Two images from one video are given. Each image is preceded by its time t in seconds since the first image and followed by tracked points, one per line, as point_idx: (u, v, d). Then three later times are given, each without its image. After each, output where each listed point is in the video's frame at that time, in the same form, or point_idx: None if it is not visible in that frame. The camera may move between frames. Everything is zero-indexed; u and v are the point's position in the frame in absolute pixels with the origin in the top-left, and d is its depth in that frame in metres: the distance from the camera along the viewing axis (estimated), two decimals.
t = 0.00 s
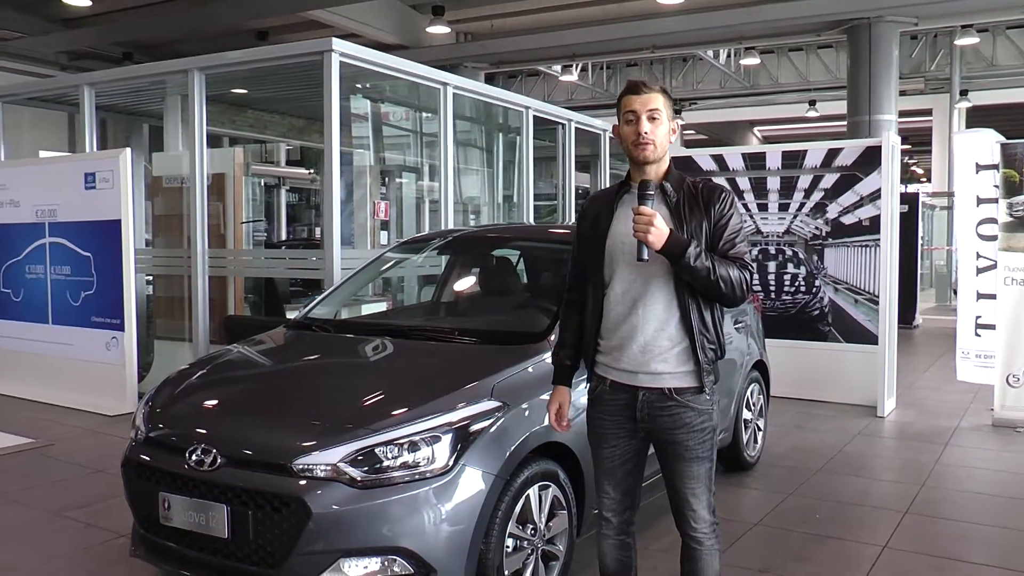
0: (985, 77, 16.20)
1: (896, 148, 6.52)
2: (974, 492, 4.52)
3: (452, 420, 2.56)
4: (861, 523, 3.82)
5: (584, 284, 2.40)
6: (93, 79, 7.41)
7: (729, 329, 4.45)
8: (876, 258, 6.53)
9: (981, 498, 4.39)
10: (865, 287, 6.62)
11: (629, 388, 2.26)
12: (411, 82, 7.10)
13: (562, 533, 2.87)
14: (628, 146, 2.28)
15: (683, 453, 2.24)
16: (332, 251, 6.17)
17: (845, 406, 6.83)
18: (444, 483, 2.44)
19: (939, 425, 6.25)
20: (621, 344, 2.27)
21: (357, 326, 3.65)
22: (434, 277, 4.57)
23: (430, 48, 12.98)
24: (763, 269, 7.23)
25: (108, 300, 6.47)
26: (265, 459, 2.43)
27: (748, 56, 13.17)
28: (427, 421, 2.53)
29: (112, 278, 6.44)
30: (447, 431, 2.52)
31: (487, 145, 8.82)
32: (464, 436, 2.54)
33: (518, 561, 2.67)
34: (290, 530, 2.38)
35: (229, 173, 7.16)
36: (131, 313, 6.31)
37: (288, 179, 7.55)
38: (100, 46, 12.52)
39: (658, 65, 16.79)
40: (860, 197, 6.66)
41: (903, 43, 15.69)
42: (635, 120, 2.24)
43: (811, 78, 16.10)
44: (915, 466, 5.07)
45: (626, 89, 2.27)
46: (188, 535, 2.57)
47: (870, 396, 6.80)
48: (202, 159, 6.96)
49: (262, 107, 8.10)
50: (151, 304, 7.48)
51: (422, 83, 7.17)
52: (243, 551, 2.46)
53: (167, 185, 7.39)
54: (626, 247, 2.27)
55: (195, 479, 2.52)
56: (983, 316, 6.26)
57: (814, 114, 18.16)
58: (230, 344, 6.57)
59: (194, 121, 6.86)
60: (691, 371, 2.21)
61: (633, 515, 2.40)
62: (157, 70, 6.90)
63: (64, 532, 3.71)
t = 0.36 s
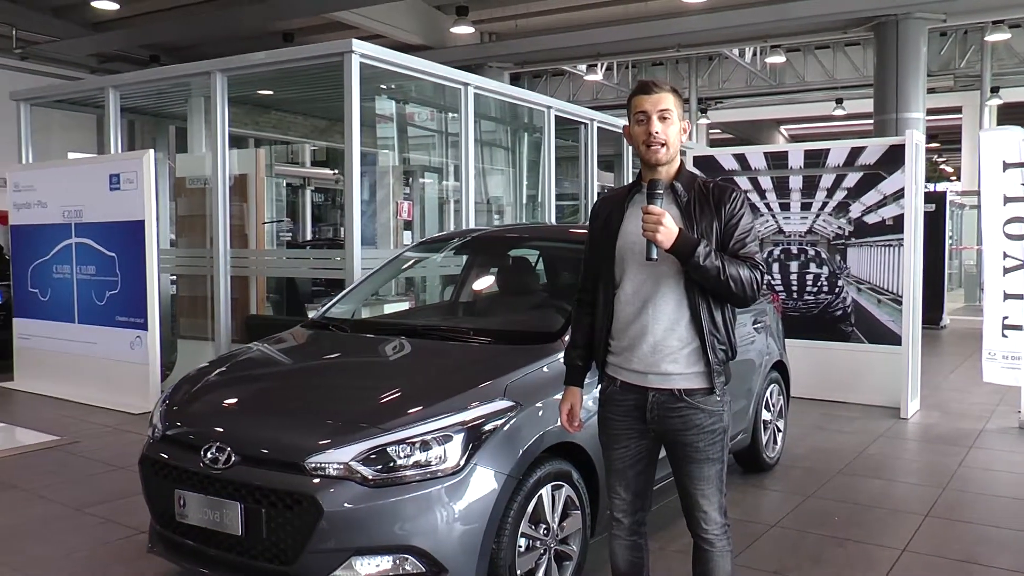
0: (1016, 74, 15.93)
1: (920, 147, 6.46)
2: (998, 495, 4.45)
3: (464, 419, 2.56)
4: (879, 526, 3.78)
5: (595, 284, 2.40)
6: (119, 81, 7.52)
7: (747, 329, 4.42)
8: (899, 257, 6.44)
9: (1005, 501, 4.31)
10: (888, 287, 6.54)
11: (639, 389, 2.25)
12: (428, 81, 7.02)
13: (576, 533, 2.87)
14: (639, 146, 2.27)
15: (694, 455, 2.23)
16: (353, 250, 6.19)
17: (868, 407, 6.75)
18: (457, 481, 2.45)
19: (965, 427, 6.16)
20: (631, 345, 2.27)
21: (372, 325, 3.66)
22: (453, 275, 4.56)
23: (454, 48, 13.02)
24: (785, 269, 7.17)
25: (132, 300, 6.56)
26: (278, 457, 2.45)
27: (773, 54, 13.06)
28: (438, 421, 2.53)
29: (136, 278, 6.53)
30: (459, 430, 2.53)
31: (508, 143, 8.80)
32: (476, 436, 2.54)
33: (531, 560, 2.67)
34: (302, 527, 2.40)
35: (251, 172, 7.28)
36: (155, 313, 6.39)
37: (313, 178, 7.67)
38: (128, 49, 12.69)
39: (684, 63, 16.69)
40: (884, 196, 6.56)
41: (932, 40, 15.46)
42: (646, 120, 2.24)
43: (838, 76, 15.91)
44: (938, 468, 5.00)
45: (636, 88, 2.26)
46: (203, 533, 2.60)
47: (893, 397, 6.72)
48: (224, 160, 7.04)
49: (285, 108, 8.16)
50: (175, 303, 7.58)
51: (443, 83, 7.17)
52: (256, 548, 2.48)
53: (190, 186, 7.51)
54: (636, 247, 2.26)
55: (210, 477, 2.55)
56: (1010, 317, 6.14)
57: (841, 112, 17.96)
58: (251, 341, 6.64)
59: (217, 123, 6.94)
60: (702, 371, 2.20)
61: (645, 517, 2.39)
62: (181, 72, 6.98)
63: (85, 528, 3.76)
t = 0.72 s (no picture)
0: None
1: (939, 144, 6.40)
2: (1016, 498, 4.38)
3: (470, 418, 2.57)
4: (893, 528, 3.74)
5: (601, 284, 2.40)
6: (139, 83, 7.61)
7: (759, 330, 4.39)
8: (917, 257, 6.37)
9: None
10: (905, 287, 6.47)
11: (644, 389, 2.25)
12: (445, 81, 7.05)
13: (584, 532, 2.86)
14: (645, 146, 2.27)
15: (699, 455, 2.22)
16: (368, 249, 6.23)
17: (886, 408, 6.68)
18: (465, 480, 2.46)
19: (984, 429, 6.08)
20: (636, 345, 2.26)
21: (382, 324, 3.67)
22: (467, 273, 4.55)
23: (473, 48, 13.04)
24: (802, 269, 7.12)
25: (151, 300, 6.64)
26: (287, 456, 2.47)
27: (794, 52, 12.96)
28: (445, 420, 2.54)
29: (154, 278, 6.60)
30: (466, 429, 2.54)
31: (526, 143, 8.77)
32: (482, 435, 2.55)
33: (538, 560, 2.67)
34: (309, 525, 2.42)
35: (266, 172, 7.34)
36: (172, 312, 6.46)
37: (333, 179, 7.91)
38: (150, 51, 12.84)
39: (705, 62, 16.60)
40: (901, 195, 6.50)
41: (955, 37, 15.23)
42: (652, 120, 2.23)
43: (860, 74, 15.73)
44: (955, 470, 4.95)
45: (642, 88, 2.26)
46: (214, 530, 2.63)
47: (911, 397, 6.66)
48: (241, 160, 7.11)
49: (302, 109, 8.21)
50: (193, 303, 7.66)
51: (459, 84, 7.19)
52: (264, 546, 2.51)
53: (208, 186, 7.57)
54: (641, 247, 2.26)
55: (219, 475, 2.58)
56: None
57: (863, 111, 17.80)
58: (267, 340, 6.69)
59: (234, 124, 7.00)
60: (707, 372, 2.20)
61: (651, 517, 2.39)
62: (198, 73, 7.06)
63: (101, 525, 3.81)
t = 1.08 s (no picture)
0: None
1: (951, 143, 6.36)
2: None
3: (470, 417, 2.57)
4: (899, 530, 3.72)
5: (601, 283, 2.40)
6: (152, 84, 7.67)
7: (766, 330, 4.37)
8: (929, 256, 6.33)
9: None
10: (917, 286, 6.43)
11: (644, 389, 2.24)
12: (457, 81, 7.08)
13: (587, 532, 2.86)
14: (645, 145, 2.26)
15: (699, 456, 2.22)
16: (378, 246, 6.26)
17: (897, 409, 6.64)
18: (466, 479, 2.46)
19: (996, 430, 6.03)
20: (636, 344, 2.26)
21: (387, 323, 3.67)
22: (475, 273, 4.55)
23: (487, 48, 13.05)
24: (813, 269, 7.09)
25: (162, 299, 6.69)
26: (288, 453, 2.49)
27: (808, 50, 12.87)
28: (446, 419, 2.54)
29: (166, 277, 6.65)
30: (467, 428, 2.54)
31: (542, 143, 8.77)
32: (482, 434, 2.55)
33: (540, 559, 2.67)
34: (310, 523, 2.43)
35: (277, 172, 7.37)
36: (184, 311, 6.51)
37: (347, 179, 7.47)
38: (165, 52, 12.93)
39: (721, 60, 16.50)
40: (913, 193, 6.47)
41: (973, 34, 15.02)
42: (652, 119, 2.22)
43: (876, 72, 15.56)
44: (965, 471, 4.91)
45: (643, 87, 2.25)
46: (217, 527, 2.65)
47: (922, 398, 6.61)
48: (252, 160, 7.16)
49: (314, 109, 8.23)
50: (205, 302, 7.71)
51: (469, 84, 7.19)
52: (266, 543, 2.53)
53: (220, 186, 7.63)
54: (641, 247, 2.25)
55: (222, 472, 2.60)
56: None
57: (879, 109, 17.67)
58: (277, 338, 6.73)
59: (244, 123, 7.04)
60: (707, 372, 2.19)
61: (652, 517, 2.38)
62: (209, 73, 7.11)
63: (110, 522, 3.84)
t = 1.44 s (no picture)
0: None
1: (957, 143, 6.33)
2: None
3: (464, 417, 2.57)
4: (899, 530, 3.70)
5: (595, 283, 2.40)
6: (160, 85, 7.71)
7: (768, 330, 4.35)
8: (935, 256, 6.30)
9: None
10: (923, 286, 6.39)
11: (638, 389, 2.24)
12: (462, 81, 7.07)
13: (583, 532, 2.86)
14: (638, 145, 2.26)
15: (692, 456, 2.21)
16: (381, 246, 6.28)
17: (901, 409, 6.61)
18: (460, 477, 2.46)
19: (1002, 431, 5.99)
20: (630, 344, 2.25)
21: (385, 323, 3.67)
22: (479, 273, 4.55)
23: (495, 48, 13.05)
24: (818, 268, 7.05)
25: (168, 299, 6.72)
26: (284, 453, 2.50)
27: (818, 50, 12.82)
28: (440, 419, 2.54)
29: (172, 277, 6.68)
30: (461, 428, 2.54)
31: (550, 143, 8.76)
32: (476, 433, 2.55)
33: (535, 559, 2.67)
34: (304, 522, 2.44)
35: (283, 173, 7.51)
36: (189, 311, 6.55)
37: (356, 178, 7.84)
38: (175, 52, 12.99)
39: (731, 60, 16.44)
40: (919, 192, 6.46)
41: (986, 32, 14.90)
42: (645, 119, 2.22)
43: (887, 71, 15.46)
44: (969, 472, 4.88)
45: (636, 86, 2.25)
46: (214, 526, 2.66)
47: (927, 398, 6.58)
48: (257, 161, 7.19)
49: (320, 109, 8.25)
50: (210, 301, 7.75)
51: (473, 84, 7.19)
52: (261, 542, 2.54)
53: (225, 186, 7.66)
54: (635, 247, 2.25)
55: (219, 471, 2.62)
56: None
57: (890, 108, 17.60)
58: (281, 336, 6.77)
59: (250, 123, 7.07)
60: (700, 372, 2.19)
61: (646, 517, 2.38)
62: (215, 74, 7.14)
63: (111, 520, 3.87)
